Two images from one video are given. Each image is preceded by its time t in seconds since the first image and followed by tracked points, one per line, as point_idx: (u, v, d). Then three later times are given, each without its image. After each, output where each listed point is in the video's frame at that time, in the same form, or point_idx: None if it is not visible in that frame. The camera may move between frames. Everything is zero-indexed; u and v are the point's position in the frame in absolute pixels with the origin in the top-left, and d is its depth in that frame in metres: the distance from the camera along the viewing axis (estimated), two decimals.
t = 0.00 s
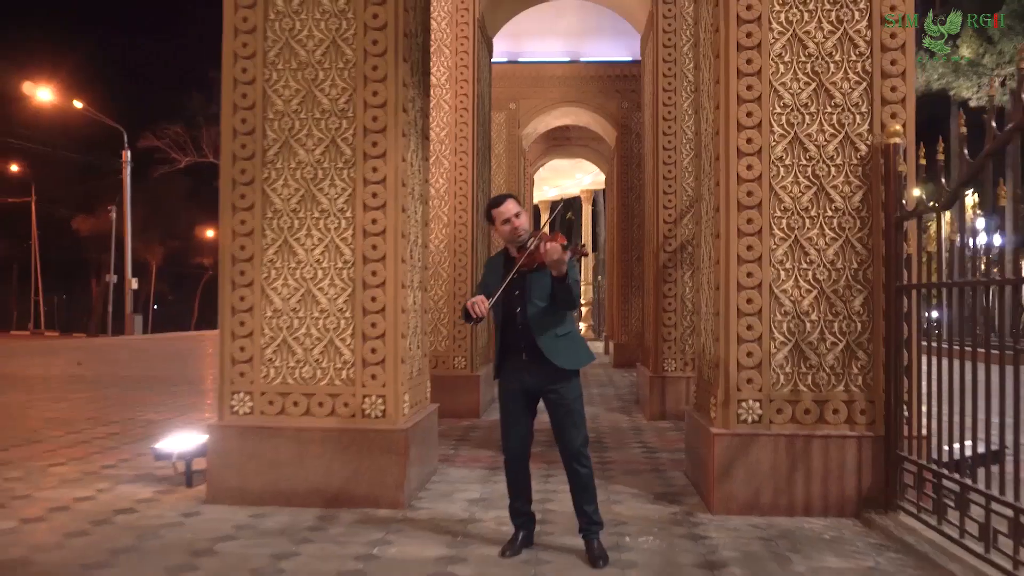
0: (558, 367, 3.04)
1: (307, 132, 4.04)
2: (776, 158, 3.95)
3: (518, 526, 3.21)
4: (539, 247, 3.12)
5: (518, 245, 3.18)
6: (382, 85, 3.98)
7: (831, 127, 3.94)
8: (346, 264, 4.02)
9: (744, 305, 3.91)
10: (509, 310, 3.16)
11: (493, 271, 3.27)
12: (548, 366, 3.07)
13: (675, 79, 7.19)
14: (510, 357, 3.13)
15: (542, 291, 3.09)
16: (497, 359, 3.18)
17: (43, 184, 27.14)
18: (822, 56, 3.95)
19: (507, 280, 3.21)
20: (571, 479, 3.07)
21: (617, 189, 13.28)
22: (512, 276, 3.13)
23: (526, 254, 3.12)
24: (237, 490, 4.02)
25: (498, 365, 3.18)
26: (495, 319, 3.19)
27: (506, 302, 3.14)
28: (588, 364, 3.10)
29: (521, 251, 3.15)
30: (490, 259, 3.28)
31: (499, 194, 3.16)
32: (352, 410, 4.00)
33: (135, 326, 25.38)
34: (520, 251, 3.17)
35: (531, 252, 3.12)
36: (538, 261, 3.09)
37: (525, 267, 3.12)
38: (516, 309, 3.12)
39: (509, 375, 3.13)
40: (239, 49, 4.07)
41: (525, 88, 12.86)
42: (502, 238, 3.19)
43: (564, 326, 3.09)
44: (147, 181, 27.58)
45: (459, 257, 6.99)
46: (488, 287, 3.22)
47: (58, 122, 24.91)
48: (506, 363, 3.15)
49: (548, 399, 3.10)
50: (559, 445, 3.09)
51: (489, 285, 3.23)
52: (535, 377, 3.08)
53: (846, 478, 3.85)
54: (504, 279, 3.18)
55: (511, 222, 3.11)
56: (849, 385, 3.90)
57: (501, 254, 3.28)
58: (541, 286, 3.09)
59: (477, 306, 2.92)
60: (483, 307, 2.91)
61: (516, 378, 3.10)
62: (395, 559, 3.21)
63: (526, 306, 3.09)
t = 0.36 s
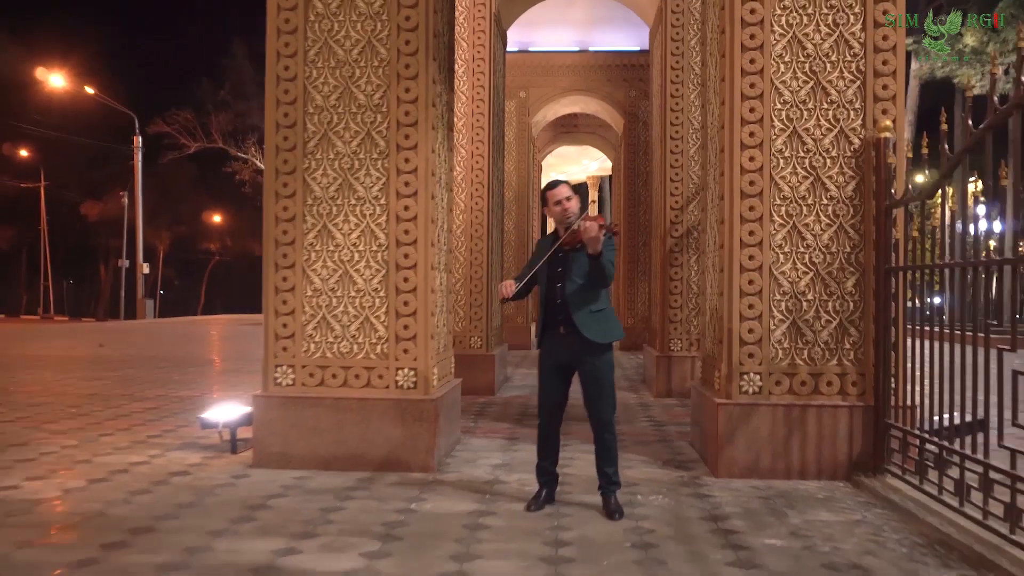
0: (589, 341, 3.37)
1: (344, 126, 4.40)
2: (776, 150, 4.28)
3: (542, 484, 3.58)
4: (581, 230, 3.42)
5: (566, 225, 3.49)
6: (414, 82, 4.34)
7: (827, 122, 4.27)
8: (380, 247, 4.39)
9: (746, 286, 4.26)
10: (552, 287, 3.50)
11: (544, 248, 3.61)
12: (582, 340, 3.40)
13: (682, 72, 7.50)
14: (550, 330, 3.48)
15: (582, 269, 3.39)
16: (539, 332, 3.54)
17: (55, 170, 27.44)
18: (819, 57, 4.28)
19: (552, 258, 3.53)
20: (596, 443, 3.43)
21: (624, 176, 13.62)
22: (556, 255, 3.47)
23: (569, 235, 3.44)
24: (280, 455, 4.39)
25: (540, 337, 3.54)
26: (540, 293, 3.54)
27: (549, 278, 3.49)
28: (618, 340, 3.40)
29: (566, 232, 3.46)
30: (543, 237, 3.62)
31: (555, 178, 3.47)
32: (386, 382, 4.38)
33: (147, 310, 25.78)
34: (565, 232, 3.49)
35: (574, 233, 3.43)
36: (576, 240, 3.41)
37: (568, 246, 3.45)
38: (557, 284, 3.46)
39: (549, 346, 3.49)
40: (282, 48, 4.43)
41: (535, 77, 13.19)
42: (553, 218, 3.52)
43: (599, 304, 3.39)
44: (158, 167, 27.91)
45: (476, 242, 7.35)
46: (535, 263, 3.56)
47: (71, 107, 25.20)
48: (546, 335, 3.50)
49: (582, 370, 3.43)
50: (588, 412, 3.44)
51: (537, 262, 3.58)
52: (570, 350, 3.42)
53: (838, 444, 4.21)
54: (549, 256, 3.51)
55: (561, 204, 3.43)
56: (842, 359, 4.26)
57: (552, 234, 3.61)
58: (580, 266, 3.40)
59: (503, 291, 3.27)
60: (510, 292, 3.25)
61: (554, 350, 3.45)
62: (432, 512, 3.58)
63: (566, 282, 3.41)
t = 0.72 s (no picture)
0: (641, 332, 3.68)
1: (388, 127, 4.68)
2: (793, 151, 4.58)
3: (580, 462, 3.89)
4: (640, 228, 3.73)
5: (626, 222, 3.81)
6: (454, 86, 4.62)
7: (841, 126, 4.56)
8: (422, 241, 4.69)
9: (765, 279, 4.56)
10: (609, 280, 3.82)
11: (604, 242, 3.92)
12: (635, 331, 3.72)
13: (698, 72, 7.78)
14: (607, 319, 3.80)
15: (637, 265, 3.70)
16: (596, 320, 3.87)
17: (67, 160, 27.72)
18: (835, 64, 4.57)
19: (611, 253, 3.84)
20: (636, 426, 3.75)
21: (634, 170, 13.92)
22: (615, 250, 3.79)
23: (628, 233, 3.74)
24: (327, 435, 4.70)
25: (598, 326, 3.87)
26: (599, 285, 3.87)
27: (608, 271, 3.81)
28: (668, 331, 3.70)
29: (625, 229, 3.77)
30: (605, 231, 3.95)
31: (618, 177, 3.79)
32: (427, 367, 4.69)
33: (157, 300, 26.09)
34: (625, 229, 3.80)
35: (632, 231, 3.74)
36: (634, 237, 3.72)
37: (625, 242, 3.77)
38: (615, 278, 3.78)
39: (604, 334, 3.82)
40: (330, 53, 4.72)
41: (548, 73, 13.52)
42: (615, 215, 3.84)
43: (652, 297, 3.69)
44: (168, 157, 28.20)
45: (498, 235, 7.66)
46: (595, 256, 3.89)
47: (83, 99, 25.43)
48: (602, 324, 3.83)
49: (633, 357, 3.74)
50: (635, 397, 3.76)
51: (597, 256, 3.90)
52: (623, 339, 3.75)
53: (850, 427, 4.52)
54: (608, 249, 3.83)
55: (622, 202, 3.75)
56: (854, 347, 4.56)
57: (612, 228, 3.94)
58: (635, 261, 3.70)
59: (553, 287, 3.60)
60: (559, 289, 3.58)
61: (609, 338, 3.78)
62: (478, 486, 3.90)
63: (622, 276, 3.73)
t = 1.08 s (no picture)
0: (666, 324, 3.98)
1: (416, 126, 4.94)
2: (799, 152, 4.86)
3: (618, 450, 4.00)
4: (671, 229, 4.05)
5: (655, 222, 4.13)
6: (479, 88, 4.89)
7: (844, 128, 4.85)
8: (448, 234, 4.96)
9: (771, 272, 4.86)
10: (636, 275, 4.11)
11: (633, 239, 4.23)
12: (660, 323, 4.01)
13: (702, 72, 8.04)
14: (632, 310, 4.07)
15: (664, 263, 4.02)
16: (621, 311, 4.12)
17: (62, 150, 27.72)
18: (838, 70, 4.85)
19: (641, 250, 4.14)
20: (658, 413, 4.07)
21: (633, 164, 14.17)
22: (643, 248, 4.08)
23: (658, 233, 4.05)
24: (356, 418, 4.97)
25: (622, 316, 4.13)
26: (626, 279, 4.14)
27: (636, 267, 4.09)
28: (690, 325, 4.02)
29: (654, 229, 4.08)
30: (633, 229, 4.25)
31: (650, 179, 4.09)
32: (451, 354, 4.96)
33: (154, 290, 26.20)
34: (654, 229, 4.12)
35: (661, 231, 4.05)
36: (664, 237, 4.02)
37: (655, 241, 4.07)
38: (643, 274, 4.08)
39: (628, 325, 4.07)
40: (361, 56, 4.98)
41: (548, 70, 13.68)
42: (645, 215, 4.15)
43: (678, 294, 4.00)
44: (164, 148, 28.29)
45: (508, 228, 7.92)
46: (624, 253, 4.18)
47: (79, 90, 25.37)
48: (627, 316, 4.09)
49: (657, 347, 4.05)
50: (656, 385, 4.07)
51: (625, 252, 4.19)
52: (649, 330, 4.02)
53: (849, 411, 4.82)
54: (637, 248, 4.13)
55: (654, 203, 4.07)
56: (854, 336, 4.85)
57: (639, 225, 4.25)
58: (663, 259, 4.02)
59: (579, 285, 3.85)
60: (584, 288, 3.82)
61: (634, 329, 4.05)
62: (506, 465, 4.19)
63: (651, 273, 4.03)
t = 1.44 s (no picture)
0: (670, 314, 4.31)
1: (429, 128, 5.24)
2: (787, 153, 5.22)
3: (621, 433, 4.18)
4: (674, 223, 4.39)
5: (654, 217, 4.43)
6: (488, 92, 5.19)
7: (829, 131, 5.21)
8: (458, 230, 5.26)
9: (760, 265, 5.21)
10: (640, 268, 4.39)
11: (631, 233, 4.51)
12: (663, 312, 4.33)
13: (690, 74, 8.39)
14: (636, 301, 4.36)
15: (667, 256, 4.34)
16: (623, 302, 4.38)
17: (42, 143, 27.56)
18: (823, 77, 5.21)
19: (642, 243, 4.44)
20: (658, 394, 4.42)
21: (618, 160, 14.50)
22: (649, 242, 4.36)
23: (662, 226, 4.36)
24: (371, 403, 5.27)
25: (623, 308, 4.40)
26: (628, 271, 4.41)
27: (640, 260, 4.38)
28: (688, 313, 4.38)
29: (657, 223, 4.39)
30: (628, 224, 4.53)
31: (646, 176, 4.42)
32: (461, 342, 5.27)
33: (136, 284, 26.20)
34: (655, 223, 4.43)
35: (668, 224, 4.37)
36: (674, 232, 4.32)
37: (660, 236, 4.36)
38: (648, 268, 4.36)
39: (632, 316, 4.36)
40: (376, 61, 5.26)
41: (535, 67, 14.18)
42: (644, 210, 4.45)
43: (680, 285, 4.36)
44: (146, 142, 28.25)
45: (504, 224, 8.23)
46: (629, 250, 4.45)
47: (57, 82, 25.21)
48: (630, 307, 4.37)
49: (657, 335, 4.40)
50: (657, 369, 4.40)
51: (627, 246, 4.47)
52: (652, 320, 4.33)
53: (833, 394, 5.19)
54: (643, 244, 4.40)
55: (656, 199, 4.40)
56: (837, 325, 5.22)
57: (634, 220, 4.54)
58: (667, 253, 4.34)
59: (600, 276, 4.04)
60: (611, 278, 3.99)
61: (638, 318, 4.33)
62: (518, 444, 4.50)
63: (657, 267, 4.32)
